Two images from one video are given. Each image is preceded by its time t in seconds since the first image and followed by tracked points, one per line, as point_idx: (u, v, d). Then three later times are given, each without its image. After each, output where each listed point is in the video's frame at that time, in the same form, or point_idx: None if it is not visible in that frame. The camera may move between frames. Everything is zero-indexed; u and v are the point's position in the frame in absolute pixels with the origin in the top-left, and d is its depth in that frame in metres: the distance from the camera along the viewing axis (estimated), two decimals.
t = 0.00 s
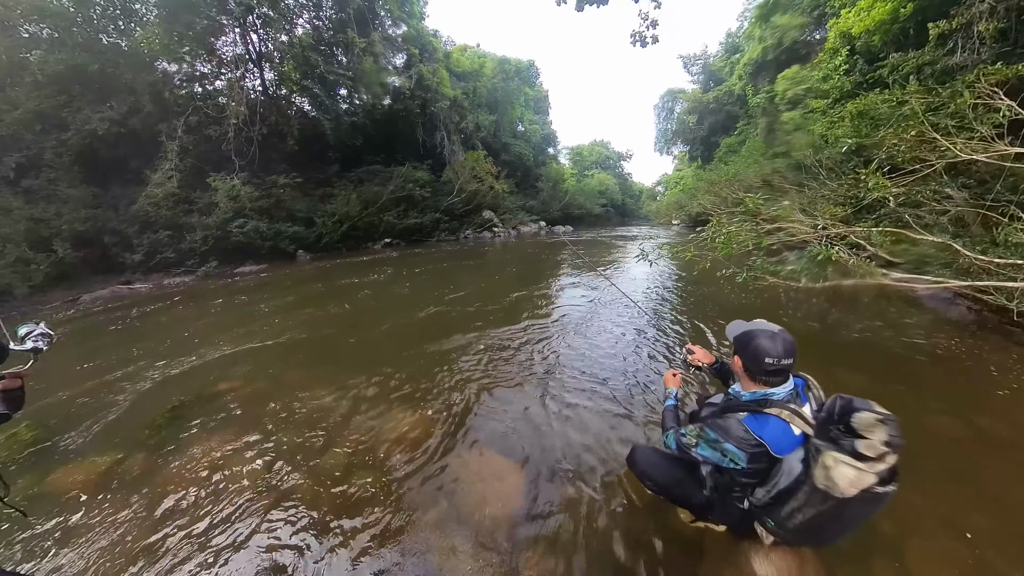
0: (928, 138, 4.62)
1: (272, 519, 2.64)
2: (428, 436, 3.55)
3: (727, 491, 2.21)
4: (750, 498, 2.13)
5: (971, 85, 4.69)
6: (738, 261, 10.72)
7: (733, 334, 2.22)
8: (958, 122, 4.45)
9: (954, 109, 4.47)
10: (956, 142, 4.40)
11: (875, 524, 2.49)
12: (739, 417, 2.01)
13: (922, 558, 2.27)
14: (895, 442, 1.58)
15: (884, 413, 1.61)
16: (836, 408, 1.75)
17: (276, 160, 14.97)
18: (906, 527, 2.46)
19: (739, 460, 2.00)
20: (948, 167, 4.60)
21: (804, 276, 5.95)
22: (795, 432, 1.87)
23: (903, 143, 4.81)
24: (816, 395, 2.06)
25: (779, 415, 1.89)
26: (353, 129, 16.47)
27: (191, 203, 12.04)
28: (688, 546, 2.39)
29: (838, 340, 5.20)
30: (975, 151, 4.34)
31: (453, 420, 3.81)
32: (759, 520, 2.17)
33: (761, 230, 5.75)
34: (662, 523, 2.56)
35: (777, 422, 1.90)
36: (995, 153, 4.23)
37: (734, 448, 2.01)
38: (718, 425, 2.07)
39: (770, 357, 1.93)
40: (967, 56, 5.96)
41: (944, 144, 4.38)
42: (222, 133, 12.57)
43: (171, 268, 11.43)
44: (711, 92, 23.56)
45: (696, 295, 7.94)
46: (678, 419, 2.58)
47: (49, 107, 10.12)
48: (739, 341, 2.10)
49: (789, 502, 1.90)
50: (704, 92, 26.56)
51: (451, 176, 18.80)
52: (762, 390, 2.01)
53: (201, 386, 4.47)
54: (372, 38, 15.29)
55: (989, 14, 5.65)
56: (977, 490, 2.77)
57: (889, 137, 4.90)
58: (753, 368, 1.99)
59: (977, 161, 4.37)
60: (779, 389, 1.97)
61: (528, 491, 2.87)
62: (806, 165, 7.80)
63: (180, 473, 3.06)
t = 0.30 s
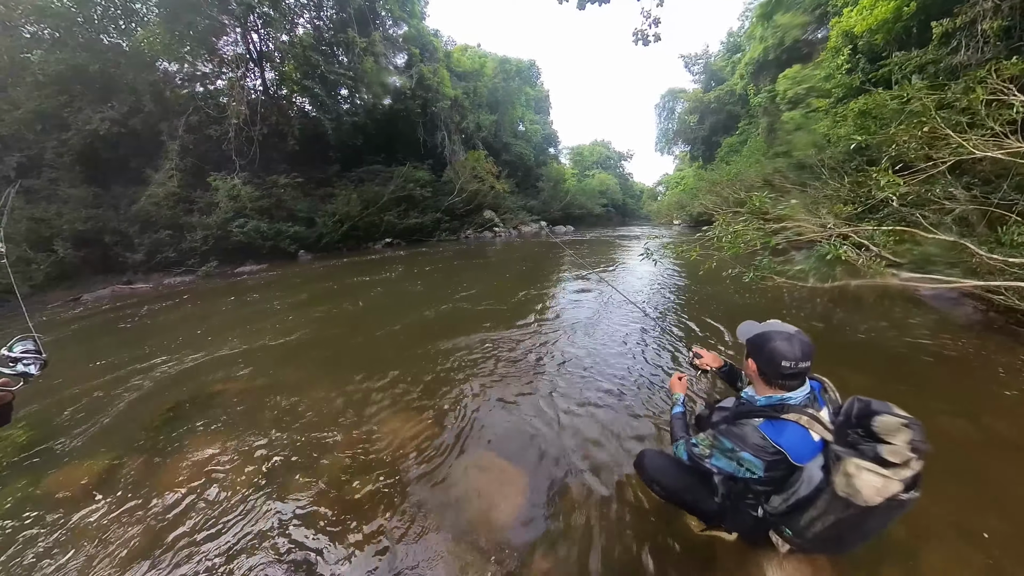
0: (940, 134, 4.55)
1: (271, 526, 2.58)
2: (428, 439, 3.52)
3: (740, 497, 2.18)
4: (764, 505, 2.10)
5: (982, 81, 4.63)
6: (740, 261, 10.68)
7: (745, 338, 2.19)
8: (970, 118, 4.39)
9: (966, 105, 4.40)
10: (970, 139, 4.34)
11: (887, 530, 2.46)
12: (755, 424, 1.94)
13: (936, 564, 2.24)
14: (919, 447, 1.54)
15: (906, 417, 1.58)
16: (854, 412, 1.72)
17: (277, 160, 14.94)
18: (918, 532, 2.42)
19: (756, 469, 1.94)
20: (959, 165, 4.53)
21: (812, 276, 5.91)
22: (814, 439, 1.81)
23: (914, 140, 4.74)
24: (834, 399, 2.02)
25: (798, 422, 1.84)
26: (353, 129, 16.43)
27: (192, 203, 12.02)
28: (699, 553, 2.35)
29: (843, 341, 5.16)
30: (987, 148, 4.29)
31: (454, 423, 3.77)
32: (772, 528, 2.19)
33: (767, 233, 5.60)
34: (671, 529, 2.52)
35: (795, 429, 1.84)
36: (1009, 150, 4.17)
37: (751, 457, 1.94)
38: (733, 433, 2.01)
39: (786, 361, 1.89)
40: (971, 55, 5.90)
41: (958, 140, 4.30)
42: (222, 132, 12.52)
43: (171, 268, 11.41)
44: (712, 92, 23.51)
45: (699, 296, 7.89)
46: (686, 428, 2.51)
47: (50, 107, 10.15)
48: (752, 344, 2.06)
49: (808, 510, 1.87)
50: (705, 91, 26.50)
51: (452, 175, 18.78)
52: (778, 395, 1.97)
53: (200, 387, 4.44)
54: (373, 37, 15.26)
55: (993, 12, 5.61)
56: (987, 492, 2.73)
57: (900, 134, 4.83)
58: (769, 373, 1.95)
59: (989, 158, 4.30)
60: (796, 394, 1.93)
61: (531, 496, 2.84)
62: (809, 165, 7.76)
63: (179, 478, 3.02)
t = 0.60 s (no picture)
0: (952, 131, 4.50)
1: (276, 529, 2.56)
2: (429, 441, 3.50)
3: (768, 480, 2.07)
4: (799, 488, 1.98)
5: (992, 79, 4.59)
6: (743, 261, 10.65)
7: (766, 309, 2.18)
8: (983, 116, 4.33)
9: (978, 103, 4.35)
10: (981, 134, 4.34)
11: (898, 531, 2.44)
12: (787, 393, 1.87)
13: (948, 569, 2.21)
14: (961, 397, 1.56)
15: (946, 370, 1.59)
16: (892, 374, 1.75)
17: (278, 160, 14.94)
18: (930, 536, 2.40)
19: (792, 443, 1.83)
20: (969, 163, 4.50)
21: (819, 275, 5.87)
22: (850, 400, 1.77)
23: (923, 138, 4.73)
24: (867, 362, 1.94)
25: (832, 382, 1.79)
26: (354, 129, 16.41)
27: (193, 202, 12.01)
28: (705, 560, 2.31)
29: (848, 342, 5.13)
30: (998, 146, 4.27)
31: (455, 425, 3.75)
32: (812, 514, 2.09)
33: (774, 228, 5.69)
34: (676, 536, 2.49)
35: (831, 391, 1.78)
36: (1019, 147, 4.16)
37: (785, 429, 1.84)
38: (764, 405, 1.91)
39: (817, 320, 1.87)
40: (974, 53, 5.87)
41: (970, 137, 4.26)
42: (224, 132, 12.58)
43: (172, 268, 11.38)
44: (714, 92, 23.48)
45: (702, 296, 7.86)
46: (708, 411, 2.44)
47: (51, 107, 10.13)
48: (776, 310, 2.03)
49: (851, 486, 1.80)
50: (706, 91, 26.47)
51: (453, 175, 18.78)
52: (809, 361, 1.92)
53: (198, 389, 4.41)
54: (375, 37, 15.26)
55: (996, 11, 5.57)
56: (998, 494, 2.71)
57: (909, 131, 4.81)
58: (798, 336, 1.93)
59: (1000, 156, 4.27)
60: (827, 355, 1.88)
61: (535, 498, 2.80)
62: (812, 164, 7.73)
63: (175, 482, 2.99)
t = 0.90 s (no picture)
0: (951, 137, 4.53)
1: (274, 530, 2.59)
2: (433, 443, 3.51)
3: (790, 440, 2.01)
4: (821, 447, 1.95)
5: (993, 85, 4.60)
6: (743, 261, 10.65)
7: (779, 261, 2.23)
8: (983, 122, 4.34)
9: (979, 108, 4.36)
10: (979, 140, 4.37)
11: (897, 531, 2.47)
12: (806, 337, 1.92)
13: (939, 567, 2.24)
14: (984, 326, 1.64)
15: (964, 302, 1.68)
16: (915, 320, 1.81)
17: (279, 160, 14.98)
18: (924, 537, 2.41)
19: (812, 387, 1.85)
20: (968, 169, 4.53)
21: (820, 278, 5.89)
22: (871, 340, 1.83)
23: (923, 143, 4.76)
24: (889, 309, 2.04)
25: (851, 323, 1.86)
26: (355, 129, 16.49)
27: (194, 203, 12.05)
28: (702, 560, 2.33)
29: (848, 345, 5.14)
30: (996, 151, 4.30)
31: (457, 426, 3.76)
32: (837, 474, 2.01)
33: (775, 232, 5.72)
34: (677, 535, 2.52)
35: (849, 331, 1.85)
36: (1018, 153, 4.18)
37: (805, 373, 1.85)
38: (783, 351, 1.93)
39: (830, 260, 1.92)
40: (976, 54, 5.86)
41: (968, 144, 4.29)
42: (225, 133, 12.64)
43: (174, 268, 11.43)
44: (715, 91, 23.44)
45: (702, 297, 7.88)
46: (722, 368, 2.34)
47: (54, 108, 10.17)
48: (789, 258, 2.09)
49: (883, 435, 1.80)
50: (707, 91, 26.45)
51: (454, 176, 18.82)
52: (825, 304, 1.97)
53: (201, 392, 4.43)
54: (375, 38, 15.29)
55: (998, 11, 5.55)
56: (995, 494, 2.75)
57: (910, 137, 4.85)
58: (811, 278, 1.98)
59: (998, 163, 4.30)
60: (845, 296, 1.92)
61: (538, 499, 2.82)
62: (813, 165, 7.73)
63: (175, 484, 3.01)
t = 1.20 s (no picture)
0: (942, 149, 4.64)
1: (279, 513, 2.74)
2: (435, 443, 3.55)
3: (795, 411, 1.99)
4: (827, 417, 1.90)
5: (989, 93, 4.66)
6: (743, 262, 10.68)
7: (777, 238, 2.35)
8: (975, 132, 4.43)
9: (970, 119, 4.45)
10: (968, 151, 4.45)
11: (888, 534, 2.51)
12: (805, 302, 1.96)
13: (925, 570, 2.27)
14: (977, 276, 1.69)
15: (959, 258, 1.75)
16: (913, 282, 1.91)
17: (281, 161, 15.03)
18: (912, 541, 2.45)
19: (816, 351, 1.86)
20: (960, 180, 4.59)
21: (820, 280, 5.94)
22: (868, 300, 1.88)
23: (917, 153, 4.87)
24: (887, 276, 2.10)
25: (848, 283, 1.91)
26: (357, 130, 16.56)
27: (197, 203, 12.11)
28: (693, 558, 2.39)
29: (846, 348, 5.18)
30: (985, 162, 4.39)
31: (459, 427, 3.80)
32: (845, 445, 1.94)
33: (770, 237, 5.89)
34: (672, 533, 2.57)
35: (847, 292, 1.90)
36: (1006, 164, 4.26)
37: (808, 336, 1.87)
38: (784, 317, 1.97)
39: (825, 227, 2.05)
40: (977, 55, 5.88)
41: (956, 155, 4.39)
42: (227, 134, 12.70)
43: (177, 269, 11.49)
44: (716, 92, 23.42)
45: (702, 298, 7.91)
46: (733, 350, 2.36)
47: (57, 110, 10.22)
48: (786, 231, 2.23)
49: (889, 396, 1.79)
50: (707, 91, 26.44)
51: (455, 177, 18.87)
52: (822, 270, 2.02)
53: (205, 393, 4.48)
54: (376, 39, 15.32)
55: (999, 12, 5.52)
56: (986, 497, 2.79)
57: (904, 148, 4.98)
58: (807, 246, 2.10)
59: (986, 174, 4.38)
60: (841, 261, 2.01)
61: (538, 499, 2.87)
62: (812, 166, 7.76)
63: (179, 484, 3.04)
